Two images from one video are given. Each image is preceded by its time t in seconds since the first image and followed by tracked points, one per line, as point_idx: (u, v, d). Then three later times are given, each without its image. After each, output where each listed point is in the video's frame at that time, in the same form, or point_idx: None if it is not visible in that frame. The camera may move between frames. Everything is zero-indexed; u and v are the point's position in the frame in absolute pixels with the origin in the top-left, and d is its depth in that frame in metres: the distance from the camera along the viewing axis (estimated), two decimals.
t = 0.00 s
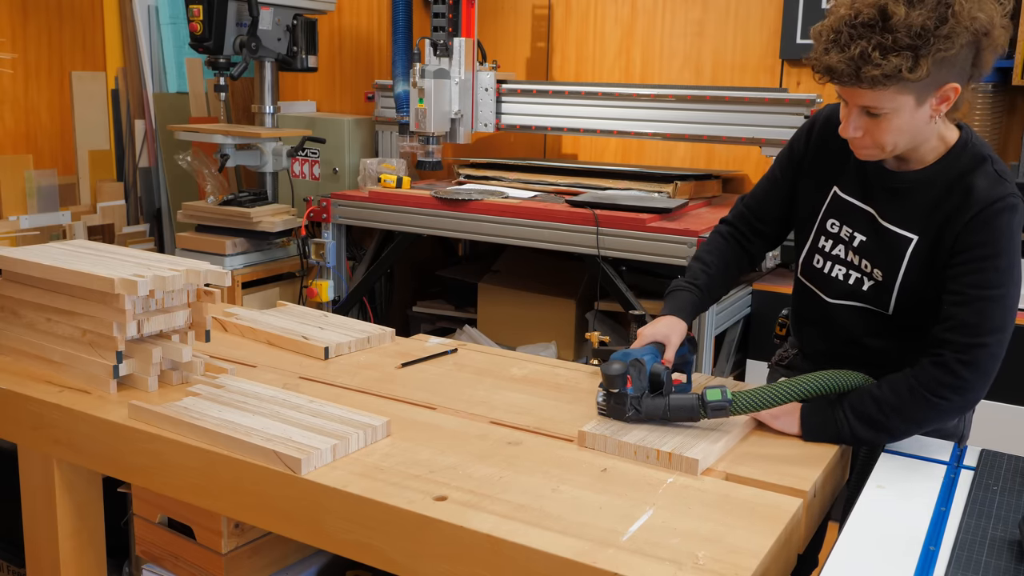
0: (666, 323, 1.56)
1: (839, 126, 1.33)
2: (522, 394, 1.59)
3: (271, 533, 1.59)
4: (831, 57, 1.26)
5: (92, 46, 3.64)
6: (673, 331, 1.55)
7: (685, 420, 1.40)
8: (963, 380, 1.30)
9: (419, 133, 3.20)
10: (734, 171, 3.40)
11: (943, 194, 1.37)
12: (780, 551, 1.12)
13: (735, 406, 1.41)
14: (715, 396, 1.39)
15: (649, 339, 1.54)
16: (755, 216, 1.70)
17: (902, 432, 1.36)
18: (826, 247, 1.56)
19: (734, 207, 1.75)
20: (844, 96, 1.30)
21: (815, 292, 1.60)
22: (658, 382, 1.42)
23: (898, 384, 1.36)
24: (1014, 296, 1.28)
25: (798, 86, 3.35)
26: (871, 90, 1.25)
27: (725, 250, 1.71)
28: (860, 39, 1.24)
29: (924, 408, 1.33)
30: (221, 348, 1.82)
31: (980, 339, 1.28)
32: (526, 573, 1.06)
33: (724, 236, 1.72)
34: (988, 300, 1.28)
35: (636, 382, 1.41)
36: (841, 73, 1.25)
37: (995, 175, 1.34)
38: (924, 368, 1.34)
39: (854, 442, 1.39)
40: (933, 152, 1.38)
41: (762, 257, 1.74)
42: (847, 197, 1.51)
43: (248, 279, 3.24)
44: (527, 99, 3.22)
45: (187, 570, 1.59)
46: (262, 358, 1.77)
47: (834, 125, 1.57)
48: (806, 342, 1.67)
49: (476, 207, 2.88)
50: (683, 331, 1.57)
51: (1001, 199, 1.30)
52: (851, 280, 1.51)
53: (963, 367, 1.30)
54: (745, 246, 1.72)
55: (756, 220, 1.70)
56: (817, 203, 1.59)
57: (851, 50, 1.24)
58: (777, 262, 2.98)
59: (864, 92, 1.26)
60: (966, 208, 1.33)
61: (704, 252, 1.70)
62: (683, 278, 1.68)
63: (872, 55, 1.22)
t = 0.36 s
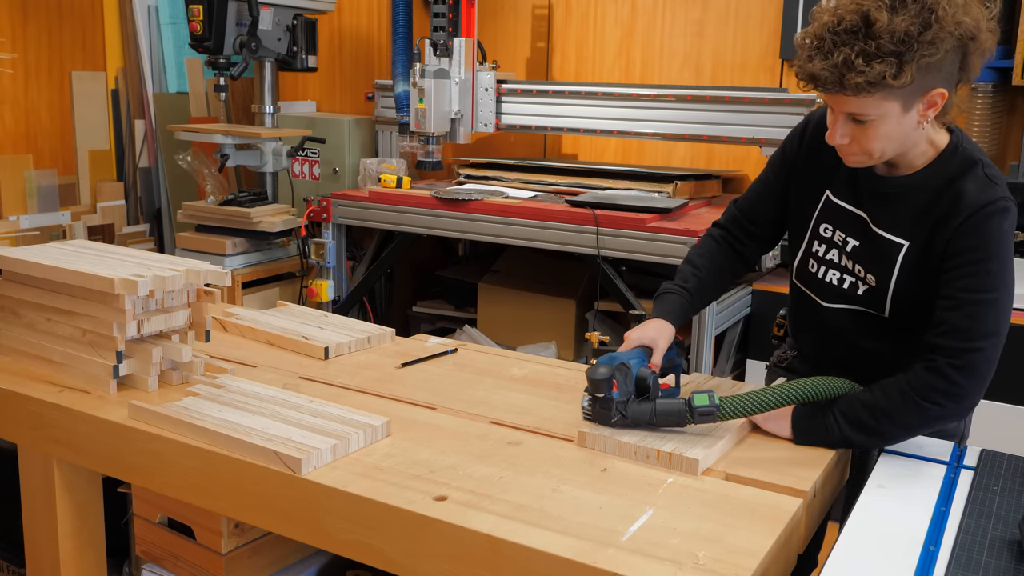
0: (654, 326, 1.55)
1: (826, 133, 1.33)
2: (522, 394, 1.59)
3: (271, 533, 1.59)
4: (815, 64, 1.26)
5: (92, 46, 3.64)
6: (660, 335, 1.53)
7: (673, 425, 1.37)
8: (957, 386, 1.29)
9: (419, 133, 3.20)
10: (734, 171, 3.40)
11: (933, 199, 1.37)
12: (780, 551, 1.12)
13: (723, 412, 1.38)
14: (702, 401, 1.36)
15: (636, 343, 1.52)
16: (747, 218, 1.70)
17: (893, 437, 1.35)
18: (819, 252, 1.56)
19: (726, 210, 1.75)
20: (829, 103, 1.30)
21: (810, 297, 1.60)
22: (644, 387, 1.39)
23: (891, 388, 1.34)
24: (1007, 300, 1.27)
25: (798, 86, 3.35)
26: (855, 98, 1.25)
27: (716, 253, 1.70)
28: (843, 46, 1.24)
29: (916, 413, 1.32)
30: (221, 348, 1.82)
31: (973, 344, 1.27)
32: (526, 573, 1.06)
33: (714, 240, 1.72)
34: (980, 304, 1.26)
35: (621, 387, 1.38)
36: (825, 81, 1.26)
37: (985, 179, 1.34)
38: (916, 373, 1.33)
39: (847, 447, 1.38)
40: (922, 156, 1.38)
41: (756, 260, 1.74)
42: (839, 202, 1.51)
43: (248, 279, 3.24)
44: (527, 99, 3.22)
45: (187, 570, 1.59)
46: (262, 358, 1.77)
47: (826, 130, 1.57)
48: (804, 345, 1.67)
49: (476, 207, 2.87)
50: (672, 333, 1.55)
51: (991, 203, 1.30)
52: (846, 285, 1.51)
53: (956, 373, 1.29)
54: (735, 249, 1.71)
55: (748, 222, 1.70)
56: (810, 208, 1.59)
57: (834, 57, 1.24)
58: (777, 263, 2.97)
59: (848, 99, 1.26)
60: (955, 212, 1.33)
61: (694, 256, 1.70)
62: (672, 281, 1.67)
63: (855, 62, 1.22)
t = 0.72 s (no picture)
0: (641, 329, 1.54)
1: (818, 137, 1.32)
2: (522, 394, 1.59)
3: (271, 533, 1.59)
4: (807, 68, 1.26)
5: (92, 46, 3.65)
6: (648, 338, 1.53)
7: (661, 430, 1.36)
8: (952, 388, 1.28)
9: (419, 133, 3.20)
10: (734, 171, 3.40)
11: (924, 202, 1.37)
12: (780, 552, 1.12)
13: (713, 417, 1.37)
14: (692, 404, 1.35)
15: (623, 346, 1.51)
16: (739, 221, 1.70)
17: (887, 440, 1.33)
18: (813, 255, 1.56)
19: (719, 212, 1.75)
20: (821, 107, 1.30)
21: (805, 299, 1.61)
22: (632, 391, 1.38)
23: (884, 391, 1.33)
24: (1002, 301, 1.26)
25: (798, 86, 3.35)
26: (847, 101, 1.25)
27: (707, 255, 1.70)
28: (835, 49, 1.24)
29: (910, 415, 1.30)
30: (221, 348, 1.82)
31: (966, 346, 1.26)
32: (526, 573, 1.06)
33: (706, 243, 1.72)
34: (974, 305, 1.25)
35: (610, 392, 1.36)
36: (817, 84, 1.25)
37: (977, 180, 1.34)
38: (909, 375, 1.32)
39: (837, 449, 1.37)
40: (914, 159, 1.37)
41: (748, 262, 1.74)
42: (831, 205, 1.52)
43: (248, 279, 3.24)
44: (527, 99, 3.22)
45: (187, 570, 1.59)
46: (262, 358, 1.77)
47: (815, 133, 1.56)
48: (802, 348, 1.67)
49: (475, 207, 2.87)
50: (659, 337, 1.55)
51: (982, 204, 1.30)
52: (841, 288, 1.51)
53: (950, 375, 1.28)
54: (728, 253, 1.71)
55: (740, 224, 1.70)
56: (804, 211, 1.59)
57: (827, 61, 1.24)
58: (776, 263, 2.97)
59: (840, 103, 1.26)
60: (947, 214, 1.33)
61: (685, 258, 1.70)
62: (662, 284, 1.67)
63: (848, 66, 1.22)
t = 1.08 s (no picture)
0: (624, 334, 1.51)
1: (817, 127, 1.32)
2: (522, 394, 1.59)
3: (271, 532, 1.59)
4: (808, 55, 1.26)
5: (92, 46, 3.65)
6: (631, 343, 1.50)
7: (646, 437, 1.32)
8: (954, 380, 1.27)
9: (419, 133, 3.20)
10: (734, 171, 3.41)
11: (919, 198, 1.37)
12: (780, 551, 1.12)
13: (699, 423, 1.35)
14: (680, 410, 1.32)
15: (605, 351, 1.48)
16: (730, 222, 1.68)
17: (887, 436, 1.33)
18: (811, 256, 1.56)
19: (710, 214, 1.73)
20: (821, 96, 1.30)
21: (804, 301, 1.60)
22: (617, 398, 1.32)
23: (886, 387, 1.33)
24: (999, 290, 1.26)
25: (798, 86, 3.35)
26: (848, 88, 1.24)
27: (696, 256, 1.68)
28: (836, 36, 1.24)
29: (914, 409, 1.30)
30: (221, 348, 1.82)
31: (966, 336, 1.26)
32: (526, 573, 1.06)
33: (694, 245, 1.70)
34: (972, 295, 1.25)
35: (595, 399, 1.29)
36: (819, 70, 1.25)
37: (971, 173, 1.34)
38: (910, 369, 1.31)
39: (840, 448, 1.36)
40: (911, 155, 1.37)
41: (738, 265, 1.72)
42: (826, 205, 1.52)
43: (248, 279, 3.24)
44: (526, 99, 3.22)
45: (187, 570, 1.59)
46: (261, 358, 1.77)
47: (810, 133, 1.57)
48: (803, 349, 1.66)
49: (475, 207, 2.87)
50: (642, 341, 1.52)
51: (975, 196, 1.30)
52: (841, 289, 1.51)
53: (952, 366, 1.27)
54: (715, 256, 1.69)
55: (732, 225, 1.68)
56: (800, 211, 1.59)
57: (828, 47, 1.23)
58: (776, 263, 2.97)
59: (841, 90, 1.25)
60: (942, 208, 1.33)
61: (674, 258, 1.69)
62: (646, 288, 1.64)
63: (850, 51, 1.21)
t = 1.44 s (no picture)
0: (636, 304, 1.54)
1: (827, 112, 1.32)
2: (522, 394, 1.59)
3: (271, 532, 1.59)
4: (822, 40, 1.26)
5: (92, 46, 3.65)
6: (641, 312, 1.52)
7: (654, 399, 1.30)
8: None
9: (419, 133, 3.20)
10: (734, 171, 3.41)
11: (936, 180, 1.41)
12: (780, 552, 1.12)
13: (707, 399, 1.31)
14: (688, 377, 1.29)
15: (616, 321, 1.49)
16: (733, 214, 1.69)
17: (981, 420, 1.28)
18: (822, 248, 1.56)
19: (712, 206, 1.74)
20: (831, 82, 1.31)
21: (813, 297, 1.60)
22: (625, 358, 1.33)
23: (973, 371, 1.28)
24: None
25: (798, 87, 3.36)
26: (862, 72, 1.25)
27: (698, 247, 1.69)
28: (849, 21, 1.26)
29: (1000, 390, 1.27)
30: (221, 348, 1.82)
31: None
32: (527, 573, 1.06)
33: (700, 235, 1.71)
34: (1015, 274, 1.28)
35: (603, 356, 1.29)
36: (833, 55, 1.25)
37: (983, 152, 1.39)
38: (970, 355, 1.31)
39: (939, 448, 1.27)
40: (917, 138, 1.41)
41: (738, 259, 1.72)
42: (836, 195, 1.53)
43: (248, 279, 3.24)
44: (527, 99, 3.22)
45: (187, 570, 1.60)
46: (261, 358, 1.77)
47: (811, 126, 1.58)
48: (806, 350, 1.65)
49: (476, 207, 2.87)
50: (652, 313, 1.54)
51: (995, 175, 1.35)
52: (851, 281, 1.52)
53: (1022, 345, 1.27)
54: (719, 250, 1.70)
55: (732, 224, 1.69)
56: (805, 207, 1.60)
57: (842, 31, 1.24)
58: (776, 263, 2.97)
59: (853, 74, 1.26)
60: (964, 190, 1.37)
61: (677, 248, 1.69)
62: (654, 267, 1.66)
63: (864, 35, 1.23)
